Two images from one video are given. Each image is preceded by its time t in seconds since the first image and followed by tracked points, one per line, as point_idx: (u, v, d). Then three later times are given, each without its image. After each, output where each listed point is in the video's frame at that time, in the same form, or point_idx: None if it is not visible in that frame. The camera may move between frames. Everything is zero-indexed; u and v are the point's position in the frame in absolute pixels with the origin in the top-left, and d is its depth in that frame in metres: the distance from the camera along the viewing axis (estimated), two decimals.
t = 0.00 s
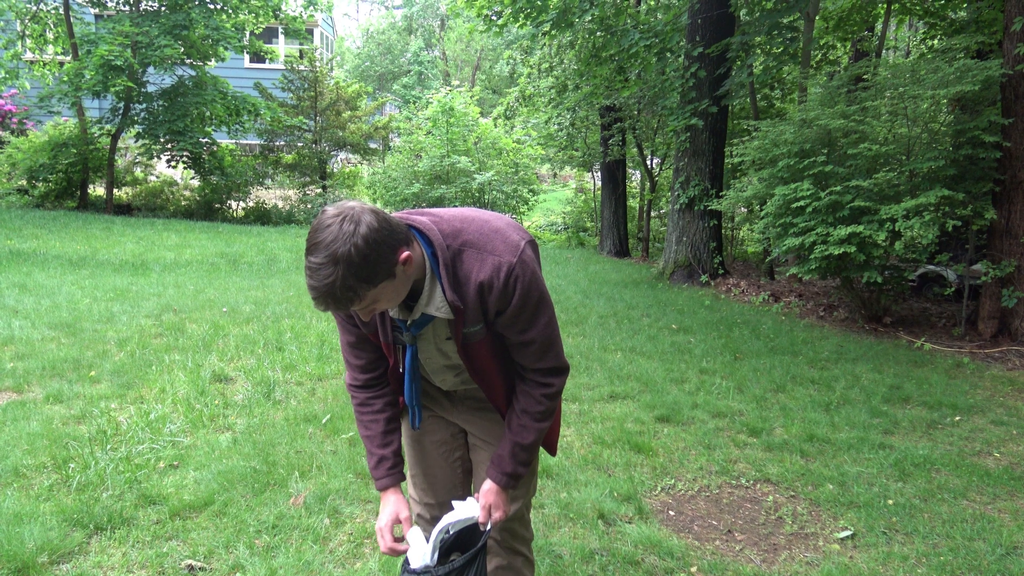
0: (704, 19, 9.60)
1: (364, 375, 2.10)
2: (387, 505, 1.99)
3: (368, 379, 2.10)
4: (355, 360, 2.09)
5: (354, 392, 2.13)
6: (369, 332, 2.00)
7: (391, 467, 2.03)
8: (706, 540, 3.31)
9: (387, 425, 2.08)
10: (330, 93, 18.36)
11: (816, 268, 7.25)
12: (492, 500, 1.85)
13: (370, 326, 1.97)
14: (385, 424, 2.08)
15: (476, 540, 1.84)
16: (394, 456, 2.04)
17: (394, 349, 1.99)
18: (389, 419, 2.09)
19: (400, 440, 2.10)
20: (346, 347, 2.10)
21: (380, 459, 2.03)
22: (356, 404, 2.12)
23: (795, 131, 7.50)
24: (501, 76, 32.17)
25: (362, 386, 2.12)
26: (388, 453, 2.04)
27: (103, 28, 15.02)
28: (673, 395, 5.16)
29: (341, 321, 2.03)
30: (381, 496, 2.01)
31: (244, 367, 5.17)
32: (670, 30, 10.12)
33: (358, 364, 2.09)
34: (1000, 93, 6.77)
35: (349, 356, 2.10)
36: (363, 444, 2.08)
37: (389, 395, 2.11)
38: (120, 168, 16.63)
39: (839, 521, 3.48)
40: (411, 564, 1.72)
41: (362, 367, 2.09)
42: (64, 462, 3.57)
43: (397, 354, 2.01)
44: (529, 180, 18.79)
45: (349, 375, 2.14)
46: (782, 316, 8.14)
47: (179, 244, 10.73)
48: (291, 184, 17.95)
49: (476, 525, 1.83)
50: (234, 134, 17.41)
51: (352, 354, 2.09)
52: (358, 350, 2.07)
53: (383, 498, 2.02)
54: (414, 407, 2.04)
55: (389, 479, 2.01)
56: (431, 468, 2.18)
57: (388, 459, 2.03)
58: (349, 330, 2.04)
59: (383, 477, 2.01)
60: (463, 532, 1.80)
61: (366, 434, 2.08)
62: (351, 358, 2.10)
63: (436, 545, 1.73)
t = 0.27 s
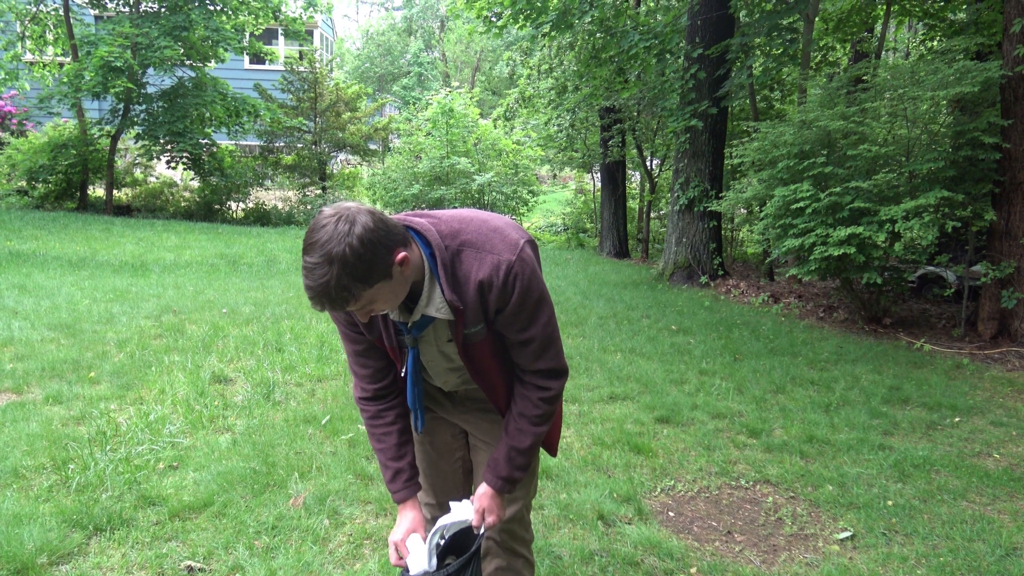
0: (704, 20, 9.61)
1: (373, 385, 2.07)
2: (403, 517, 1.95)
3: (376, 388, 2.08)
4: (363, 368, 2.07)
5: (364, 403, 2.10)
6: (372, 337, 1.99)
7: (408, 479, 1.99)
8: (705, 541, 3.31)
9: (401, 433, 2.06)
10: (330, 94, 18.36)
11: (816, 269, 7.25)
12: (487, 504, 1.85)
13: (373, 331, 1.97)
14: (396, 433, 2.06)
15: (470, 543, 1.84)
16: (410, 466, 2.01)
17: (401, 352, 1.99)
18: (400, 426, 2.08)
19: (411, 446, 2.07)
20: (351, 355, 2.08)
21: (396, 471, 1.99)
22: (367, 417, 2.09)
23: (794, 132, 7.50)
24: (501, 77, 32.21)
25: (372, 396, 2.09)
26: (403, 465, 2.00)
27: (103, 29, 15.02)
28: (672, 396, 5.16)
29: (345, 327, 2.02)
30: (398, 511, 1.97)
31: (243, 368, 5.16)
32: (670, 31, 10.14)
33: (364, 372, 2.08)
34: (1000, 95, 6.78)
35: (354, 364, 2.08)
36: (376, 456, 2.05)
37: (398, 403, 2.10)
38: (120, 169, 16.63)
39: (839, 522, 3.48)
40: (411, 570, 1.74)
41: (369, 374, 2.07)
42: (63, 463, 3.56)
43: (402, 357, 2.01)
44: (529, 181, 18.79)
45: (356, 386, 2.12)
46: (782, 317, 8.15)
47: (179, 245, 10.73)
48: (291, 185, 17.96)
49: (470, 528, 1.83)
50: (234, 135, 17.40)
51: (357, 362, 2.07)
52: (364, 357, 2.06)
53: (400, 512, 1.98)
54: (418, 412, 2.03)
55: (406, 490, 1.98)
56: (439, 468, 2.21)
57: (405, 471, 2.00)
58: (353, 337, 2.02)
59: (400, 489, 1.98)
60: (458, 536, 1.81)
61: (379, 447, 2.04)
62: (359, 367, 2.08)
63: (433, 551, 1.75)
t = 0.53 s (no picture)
0: (705, 16, 9.58)
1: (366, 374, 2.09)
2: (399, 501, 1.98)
3: (370, 378, 2.09)
4: (357, 361, 2.07)
5: (357, 391, 2.11)
6: (371, 332, 1.99)
7: (398, 462, 2.02)
8: (705, 536, 3.32)
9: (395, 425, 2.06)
10: (330, 89, 18.32)
11: (816, 265, 7.24)
12: (491, 501, 1.86)
13: (372, 326, 1.97)
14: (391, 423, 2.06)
15: (474, 542, 1.83)
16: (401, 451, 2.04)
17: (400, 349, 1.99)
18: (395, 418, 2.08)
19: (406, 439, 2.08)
20: (347, 348, 2.08)
21: (387, 455, 2.03)
22: (360, 401, 2.10)
23: (795, 127, 7.49)
24: (501, 72, 32.18)
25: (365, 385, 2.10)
26: (394, 449, 2.03)
27: (103, 24, 14.97)
28: (672, 392, 5.17)
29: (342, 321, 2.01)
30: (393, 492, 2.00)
31: (243, 364, 5.16)
32: (671, 27, 9.90)
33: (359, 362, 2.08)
34: (1001, 90, 6.75)
35: (350, 356, 2.08)
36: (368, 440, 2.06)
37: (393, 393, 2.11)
38: (119, 164, 16.59)
39: (839, 517, 3.48)
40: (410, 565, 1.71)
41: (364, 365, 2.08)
42: (64, 458, 3.56)
43: (402, 353, 2.00)
44: (529, 177, 18.77)
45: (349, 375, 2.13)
46: (782, 313, 8.14)
47: (178, 240, 10.71)
48: (291, 180, 17.93)
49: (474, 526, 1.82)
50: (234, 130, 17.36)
51: (353, 354, 2.07)
52: (359, 350, 2.06)
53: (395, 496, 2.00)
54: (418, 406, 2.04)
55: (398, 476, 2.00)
56: (435, 466, 2.19)
57: (395, 454, 2.03)
58: (351, 332, 2.02)
59: (390, 472, 2.01)
60: (460, 532, 1.79)
61: (371, 431, 2.06)
62: (353, 359, 2.08)
63: (435, 545, 1.73)
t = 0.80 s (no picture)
0: (704, 12, 9.55)
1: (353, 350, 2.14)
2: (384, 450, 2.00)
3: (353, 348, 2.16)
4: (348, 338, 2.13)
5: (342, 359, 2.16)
6: (367, 320, 2.00)
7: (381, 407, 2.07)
8: (704, 532, 3.33)
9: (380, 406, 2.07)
10: (329, 85, 18.29)
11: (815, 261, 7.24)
12: (488, 499, 1.83)
13: (369, 314, 1.98)
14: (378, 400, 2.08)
15: (471, 538, 1.84)
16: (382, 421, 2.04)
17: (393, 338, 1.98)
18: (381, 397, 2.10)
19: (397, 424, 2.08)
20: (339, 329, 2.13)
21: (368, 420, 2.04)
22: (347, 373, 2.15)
23: (794, 123, 7.49)
24: (500, 68, 32.15)
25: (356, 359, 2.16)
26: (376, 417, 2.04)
27: (101, 19, 14.93)
28: (671, 388, 5.17)
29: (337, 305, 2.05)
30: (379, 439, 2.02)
31: (243, 359, 5.16)
32: (670, 23, 9.77)
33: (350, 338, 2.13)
34: (1000, 87, 6.74)
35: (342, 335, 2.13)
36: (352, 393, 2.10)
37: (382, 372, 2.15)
38: (118, 160, 16.56)
39: (838, 514, 3.49)
40: (407, 562, 1.75)
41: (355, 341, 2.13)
42: (63, 454, 3.56)
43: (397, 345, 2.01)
44: (529, 173, 18.74)
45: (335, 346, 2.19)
46: (781, 309, 8.15)
47: (178, 236, 10.70)
48: (290, 176, 17.83)
49: (471, 524, 1.82)
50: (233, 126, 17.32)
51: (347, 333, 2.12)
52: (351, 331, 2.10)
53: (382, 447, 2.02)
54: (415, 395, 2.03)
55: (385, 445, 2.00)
56: (430, 462, 2.18)
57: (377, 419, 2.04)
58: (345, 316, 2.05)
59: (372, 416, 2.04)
60: (458, 530, 1.81)
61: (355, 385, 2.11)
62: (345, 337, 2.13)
63: (430, 544, 1.75)
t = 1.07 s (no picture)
0: (706, 8, 9.52)
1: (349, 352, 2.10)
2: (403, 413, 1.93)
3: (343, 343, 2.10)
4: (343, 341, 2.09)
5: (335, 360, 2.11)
6: (368, 316, 1.98)
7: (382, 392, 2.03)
8: (705, 529, 3.33)
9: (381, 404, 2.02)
10: (330, 82, 18.29)
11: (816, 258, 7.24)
12: (488, 492, 1.83)
13: (370, 310, 1.96)
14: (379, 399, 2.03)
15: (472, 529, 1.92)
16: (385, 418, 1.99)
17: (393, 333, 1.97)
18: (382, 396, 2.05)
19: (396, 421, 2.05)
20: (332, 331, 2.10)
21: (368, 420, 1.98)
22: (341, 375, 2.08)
23: (795, 120, 7.47)
24: (501, 65, 32.13)
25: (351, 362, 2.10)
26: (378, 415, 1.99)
27: (102, 16, 14.90)
28: (672, 385, 5.17)
29: (335, 303, 2.03)
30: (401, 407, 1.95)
31: (244, 356, 5.17)
32: (671, 20, 9.72)
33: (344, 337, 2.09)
34: (1002, 83, 6.74)
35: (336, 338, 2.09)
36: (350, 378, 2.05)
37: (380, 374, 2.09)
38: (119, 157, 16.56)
39: (839, 510, 3.49)
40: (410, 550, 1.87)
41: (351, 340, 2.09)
42: (65, 451, 3.57)
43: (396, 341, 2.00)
44: (530, 170, 18.72)
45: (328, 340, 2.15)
46: (782, 306, 8.14)
47: (179, 232, 10.70)
48: (291, 173, 17.96)
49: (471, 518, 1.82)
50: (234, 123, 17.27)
51: (341, 335, 2.08)
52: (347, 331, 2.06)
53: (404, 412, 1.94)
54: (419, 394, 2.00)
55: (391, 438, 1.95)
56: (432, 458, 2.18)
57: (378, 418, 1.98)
58: (343, 315, 2.03)
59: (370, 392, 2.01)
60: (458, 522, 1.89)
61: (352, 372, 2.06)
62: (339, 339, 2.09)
63: (431, 535, 1.86)
